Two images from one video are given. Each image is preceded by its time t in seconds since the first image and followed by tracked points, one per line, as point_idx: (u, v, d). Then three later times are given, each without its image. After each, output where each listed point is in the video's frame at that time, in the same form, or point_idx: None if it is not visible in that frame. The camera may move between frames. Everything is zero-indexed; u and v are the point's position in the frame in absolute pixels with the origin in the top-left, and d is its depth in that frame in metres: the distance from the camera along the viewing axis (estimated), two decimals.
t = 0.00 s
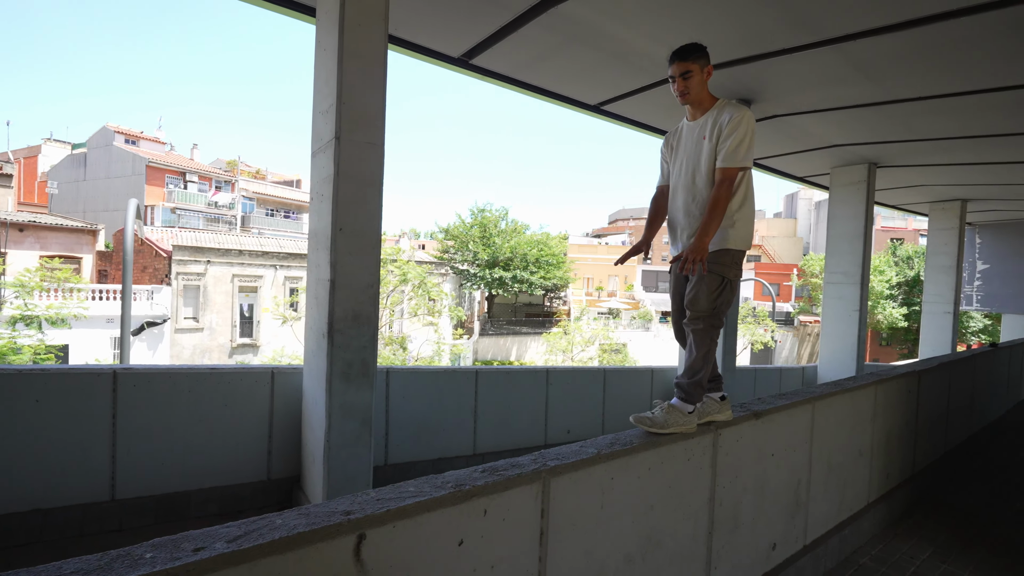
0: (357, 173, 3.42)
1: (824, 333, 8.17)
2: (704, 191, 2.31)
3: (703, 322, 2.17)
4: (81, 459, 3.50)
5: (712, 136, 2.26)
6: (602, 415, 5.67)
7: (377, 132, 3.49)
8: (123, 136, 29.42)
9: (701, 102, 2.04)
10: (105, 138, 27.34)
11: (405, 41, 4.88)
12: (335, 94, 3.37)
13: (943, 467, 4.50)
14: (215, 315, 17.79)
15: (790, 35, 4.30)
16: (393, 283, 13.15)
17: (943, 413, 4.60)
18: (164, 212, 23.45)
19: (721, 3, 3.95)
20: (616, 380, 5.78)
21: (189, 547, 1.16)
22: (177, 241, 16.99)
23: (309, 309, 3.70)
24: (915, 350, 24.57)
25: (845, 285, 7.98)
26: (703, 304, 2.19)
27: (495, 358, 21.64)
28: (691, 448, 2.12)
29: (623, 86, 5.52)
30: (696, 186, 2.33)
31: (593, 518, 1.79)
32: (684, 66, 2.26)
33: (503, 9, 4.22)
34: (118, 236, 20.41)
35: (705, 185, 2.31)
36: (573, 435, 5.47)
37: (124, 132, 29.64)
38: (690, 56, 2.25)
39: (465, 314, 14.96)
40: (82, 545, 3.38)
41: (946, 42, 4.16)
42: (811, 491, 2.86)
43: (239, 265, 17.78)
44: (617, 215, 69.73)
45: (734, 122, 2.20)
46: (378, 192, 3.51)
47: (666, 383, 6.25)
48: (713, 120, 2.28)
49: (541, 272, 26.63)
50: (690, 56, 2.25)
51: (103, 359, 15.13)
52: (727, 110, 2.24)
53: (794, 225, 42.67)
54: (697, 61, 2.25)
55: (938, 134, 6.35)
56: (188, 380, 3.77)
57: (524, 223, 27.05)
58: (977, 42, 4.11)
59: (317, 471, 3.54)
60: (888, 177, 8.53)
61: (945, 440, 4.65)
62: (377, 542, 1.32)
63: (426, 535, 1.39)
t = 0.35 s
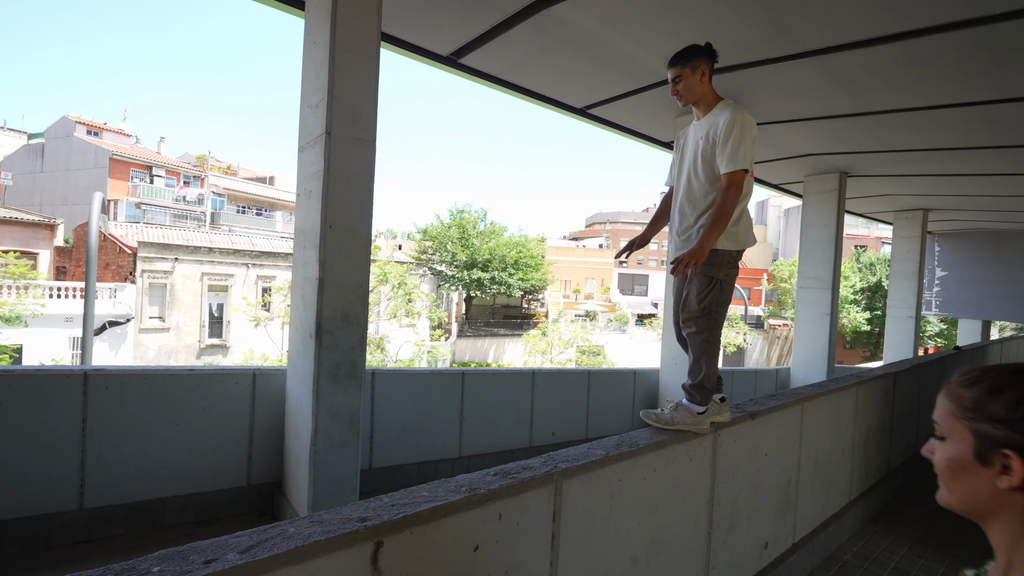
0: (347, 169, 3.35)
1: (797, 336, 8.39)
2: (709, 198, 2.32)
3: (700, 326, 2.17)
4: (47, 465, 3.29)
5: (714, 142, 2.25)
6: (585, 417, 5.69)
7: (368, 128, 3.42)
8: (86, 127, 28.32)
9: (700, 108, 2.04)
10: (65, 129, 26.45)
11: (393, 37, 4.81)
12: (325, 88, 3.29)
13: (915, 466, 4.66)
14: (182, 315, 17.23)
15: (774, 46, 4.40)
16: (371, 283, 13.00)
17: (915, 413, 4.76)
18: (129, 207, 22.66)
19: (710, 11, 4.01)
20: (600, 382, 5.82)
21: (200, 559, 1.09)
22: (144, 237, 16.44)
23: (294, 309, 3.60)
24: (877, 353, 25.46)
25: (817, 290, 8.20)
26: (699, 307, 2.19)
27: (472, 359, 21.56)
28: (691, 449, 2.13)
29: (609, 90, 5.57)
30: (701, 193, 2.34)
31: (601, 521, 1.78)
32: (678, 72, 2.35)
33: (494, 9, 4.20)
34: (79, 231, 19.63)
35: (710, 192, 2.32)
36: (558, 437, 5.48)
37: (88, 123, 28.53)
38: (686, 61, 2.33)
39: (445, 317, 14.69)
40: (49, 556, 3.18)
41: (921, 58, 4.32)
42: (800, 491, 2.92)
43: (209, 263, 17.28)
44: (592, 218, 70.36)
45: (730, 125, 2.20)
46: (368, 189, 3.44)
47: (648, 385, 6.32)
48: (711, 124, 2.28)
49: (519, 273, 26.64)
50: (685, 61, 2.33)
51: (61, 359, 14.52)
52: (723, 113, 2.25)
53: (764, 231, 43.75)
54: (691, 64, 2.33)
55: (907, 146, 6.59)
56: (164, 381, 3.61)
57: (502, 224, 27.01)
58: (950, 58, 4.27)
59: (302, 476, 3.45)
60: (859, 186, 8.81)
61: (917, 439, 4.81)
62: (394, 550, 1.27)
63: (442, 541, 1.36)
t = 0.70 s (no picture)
0: (336, 171, 3.30)
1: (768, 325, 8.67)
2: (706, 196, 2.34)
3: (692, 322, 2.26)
4: (26, 487, 3.13)
5: (708, 140, 2.27)
6: (572, 412, 5.77)
7: (356, 128, 3.38)
8: (29, 130, 26.89)
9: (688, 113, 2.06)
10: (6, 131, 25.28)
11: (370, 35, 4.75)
12: (311, 88, 3.23)
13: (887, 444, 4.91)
14: (144, 325, 16.66)
15: (747, 44, 4.53)
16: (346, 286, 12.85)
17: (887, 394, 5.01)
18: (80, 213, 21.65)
19: (687, 11, 4.11)
20: (586, 377, 5.90)
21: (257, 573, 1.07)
22: (99, 244, 15.74)
23: (284, 314, 3.54)
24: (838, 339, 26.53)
25: (786, 280, 8.49)
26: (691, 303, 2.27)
27: (448, 359, 21.49)
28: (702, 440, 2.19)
29: (586, 88, 5.63)
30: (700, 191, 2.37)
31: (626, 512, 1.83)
32: (671, 73, 2.42)
33: (476, 8, 4.19)
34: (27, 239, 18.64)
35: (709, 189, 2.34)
36: (546, 433, 5.55)
37: (31, 125, 27.09)
38: (678, 63, 2.40)
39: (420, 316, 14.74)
40: None
41: (885, 56, 4.53)
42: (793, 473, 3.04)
43: (171, 269, 16.89)
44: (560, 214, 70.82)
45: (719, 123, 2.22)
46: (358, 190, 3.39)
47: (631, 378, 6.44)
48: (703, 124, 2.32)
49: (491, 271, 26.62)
50: (677, 63, 2.40)
51: (14, 374, 13.80)
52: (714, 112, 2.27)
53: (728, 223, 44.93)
54: (684, 66, 2.39)
55: (868, 139, 6.88)
56: (148, 395, 3.48)
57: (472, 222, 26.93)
58: (912, 56, 4.49)
59: (298, 485, 3.39)
60: (821, 178, 9.14)
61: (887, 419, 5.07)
62: (443, 553, 1.28)
63: (486, 542, 1.37)
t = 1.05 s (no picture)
0: (339, 168, 3.31)
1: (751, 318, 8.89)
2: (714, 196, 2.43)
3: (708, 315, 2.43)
4: (27, 489, 3.11)
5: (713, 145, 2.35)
6: (566, 405, 5.86)
7: (358, 125, 3.39)
8: None
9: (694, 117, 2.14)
10: None
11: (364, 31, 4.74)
12: (313, 85, 3.23)
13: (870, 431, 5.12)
14: (121, 323, 16.40)
15: (736, 44, 4.65)
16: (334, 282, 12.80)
17: (869, 382, 5.21)
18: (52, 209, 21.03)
19: (679, 11, 4.20)
20: (578, 370, 6.01)
21: (315, 562, 1.11)
22: (73, 240, 15.34)
23: (286, 312, 3.55)
24: (815, 330, 27.22)
25: (769, 274, 8.71)
26: (706, 297, 2.47)
27: (434, 354, 21.49)
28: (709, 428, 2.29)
29: (577, 85, 5.70)
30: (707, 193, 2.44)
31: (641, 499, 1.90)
32: (673, 84, 2.48)
33: (472, 5, 4.22)
34: None
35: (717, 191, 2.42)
36: (541, 426, 5.64)
37: None
38: (679, 74, 2.46)
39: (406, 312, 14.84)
40: None
41: (867, 57, 4.68)
42: (788, 460, 3.18)
43: (149, 267, 16.58)
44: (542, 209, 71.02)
45: (723, 126, 2.31)
46: (360, 188, 3.41)
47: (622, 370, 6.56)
48: (707, 129, 2.41)
49: (477, 267, 26.60)
50: (679, 74, 2.46)
51: None
52: (716, 116, 2.36)
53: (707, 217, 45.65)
54: (686, 76, 2.46)
55: (848, 137, 7.09)
56: (149, 395, 3.47)
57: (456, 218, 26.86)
58: (893, 57, 4.66)
59: (303, 483, 3.40)
60: (802, 174, 9.37)
61: (869, 407, 5.27)
62: (482, 540, 1.34)
63: (521, 530, 1.43)
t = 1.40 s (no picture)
0: (339, 169, 3.36)
1: (738, 317, 9.08)
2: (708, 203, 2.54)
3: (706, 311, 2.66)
4: (27, 489, 3.11)
5: (697, 158, 2.44)
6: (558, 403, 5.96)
7: (357, 128, 3.45)
8: None
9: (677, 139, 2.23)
10: None
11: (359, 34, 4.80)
12: (313, 88, 3.29)
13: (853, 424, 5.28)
14: (104, 326, 16.24)
15: (725, 50, 4.78)
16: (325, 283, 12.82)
17: (852, 378, 5.37)
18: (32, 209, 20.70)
19: (670, 17, 4.31)
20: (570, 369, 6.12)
21: (345, 543, 1.18)
22: (54, 241, 15.08)
23: (285, 311, 3.60)
24: (799, 329, 27.71)
25: (755, 274, 8.90)
26: (706, 294, 2.65)
27: (424, 355, 21.48)
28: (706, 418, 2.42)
29: (569, 88, 5.80)
30: (700, 201, 2.55)
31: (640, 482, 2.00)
32: (655, 110, 2.58)
33: (467, 10, 4.30)
34: None
35: (709, 199, 2.53)
36: (535, 424, 5.72)
37: None
38: (660, 96, 2.56)
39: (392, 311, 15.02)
40: None
41: (849, 63, 4.84)
42: (776, 451, 3.30)
43: (133, 268, 16.33)
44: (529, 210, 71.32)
45: (705, 142, 2.39)
46: (360, 189, 3.47)
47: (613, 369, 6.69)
48: (690, 144, 2.49)
49: (466, 267, 26.63)
50: (659, 97, 2.56)
51: None
52: (698, 132, 2.43)
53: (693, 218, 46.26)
54: (668, 97, 2.55)
55: (831, 140, 7.28)
56: (149, 395, 3.49)
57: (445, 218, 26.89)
58: (874, 64, 4.82)
59: (303, 480, 3.45)
60: (787, 176, 9.59)
61: (852, 402, 5.44)
62: (497, 523, 1.42)
63: (532, 513, 1.52)
